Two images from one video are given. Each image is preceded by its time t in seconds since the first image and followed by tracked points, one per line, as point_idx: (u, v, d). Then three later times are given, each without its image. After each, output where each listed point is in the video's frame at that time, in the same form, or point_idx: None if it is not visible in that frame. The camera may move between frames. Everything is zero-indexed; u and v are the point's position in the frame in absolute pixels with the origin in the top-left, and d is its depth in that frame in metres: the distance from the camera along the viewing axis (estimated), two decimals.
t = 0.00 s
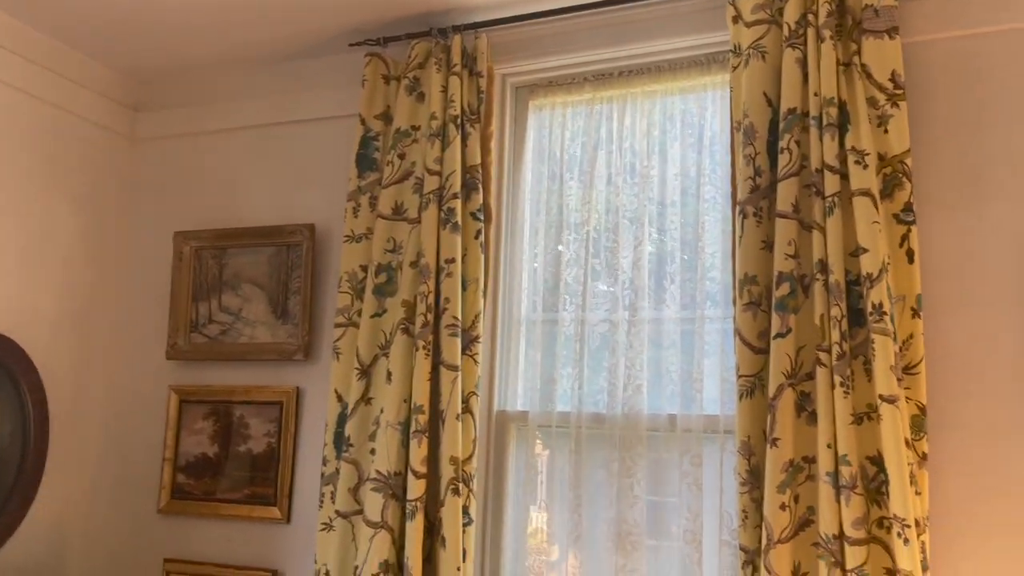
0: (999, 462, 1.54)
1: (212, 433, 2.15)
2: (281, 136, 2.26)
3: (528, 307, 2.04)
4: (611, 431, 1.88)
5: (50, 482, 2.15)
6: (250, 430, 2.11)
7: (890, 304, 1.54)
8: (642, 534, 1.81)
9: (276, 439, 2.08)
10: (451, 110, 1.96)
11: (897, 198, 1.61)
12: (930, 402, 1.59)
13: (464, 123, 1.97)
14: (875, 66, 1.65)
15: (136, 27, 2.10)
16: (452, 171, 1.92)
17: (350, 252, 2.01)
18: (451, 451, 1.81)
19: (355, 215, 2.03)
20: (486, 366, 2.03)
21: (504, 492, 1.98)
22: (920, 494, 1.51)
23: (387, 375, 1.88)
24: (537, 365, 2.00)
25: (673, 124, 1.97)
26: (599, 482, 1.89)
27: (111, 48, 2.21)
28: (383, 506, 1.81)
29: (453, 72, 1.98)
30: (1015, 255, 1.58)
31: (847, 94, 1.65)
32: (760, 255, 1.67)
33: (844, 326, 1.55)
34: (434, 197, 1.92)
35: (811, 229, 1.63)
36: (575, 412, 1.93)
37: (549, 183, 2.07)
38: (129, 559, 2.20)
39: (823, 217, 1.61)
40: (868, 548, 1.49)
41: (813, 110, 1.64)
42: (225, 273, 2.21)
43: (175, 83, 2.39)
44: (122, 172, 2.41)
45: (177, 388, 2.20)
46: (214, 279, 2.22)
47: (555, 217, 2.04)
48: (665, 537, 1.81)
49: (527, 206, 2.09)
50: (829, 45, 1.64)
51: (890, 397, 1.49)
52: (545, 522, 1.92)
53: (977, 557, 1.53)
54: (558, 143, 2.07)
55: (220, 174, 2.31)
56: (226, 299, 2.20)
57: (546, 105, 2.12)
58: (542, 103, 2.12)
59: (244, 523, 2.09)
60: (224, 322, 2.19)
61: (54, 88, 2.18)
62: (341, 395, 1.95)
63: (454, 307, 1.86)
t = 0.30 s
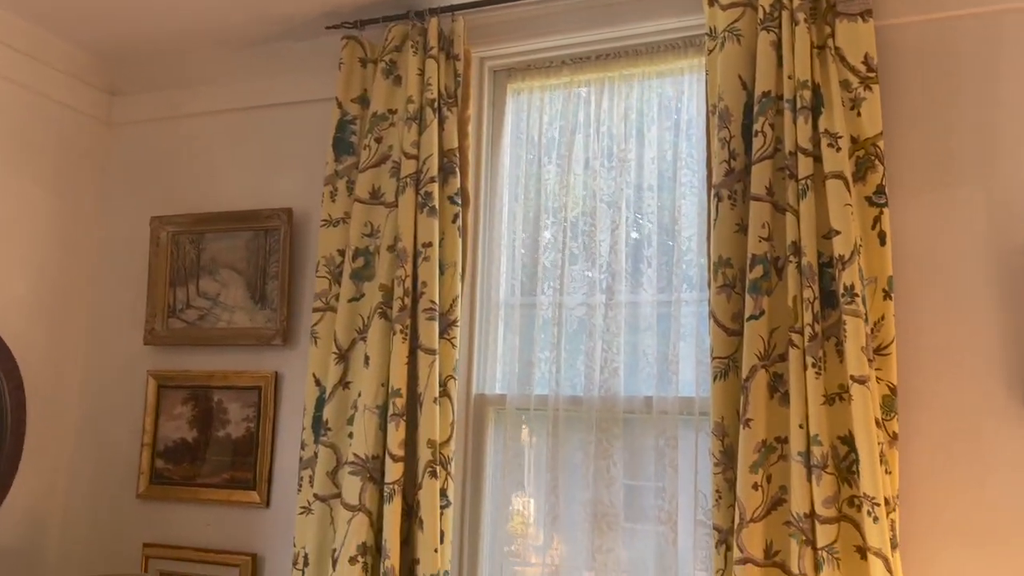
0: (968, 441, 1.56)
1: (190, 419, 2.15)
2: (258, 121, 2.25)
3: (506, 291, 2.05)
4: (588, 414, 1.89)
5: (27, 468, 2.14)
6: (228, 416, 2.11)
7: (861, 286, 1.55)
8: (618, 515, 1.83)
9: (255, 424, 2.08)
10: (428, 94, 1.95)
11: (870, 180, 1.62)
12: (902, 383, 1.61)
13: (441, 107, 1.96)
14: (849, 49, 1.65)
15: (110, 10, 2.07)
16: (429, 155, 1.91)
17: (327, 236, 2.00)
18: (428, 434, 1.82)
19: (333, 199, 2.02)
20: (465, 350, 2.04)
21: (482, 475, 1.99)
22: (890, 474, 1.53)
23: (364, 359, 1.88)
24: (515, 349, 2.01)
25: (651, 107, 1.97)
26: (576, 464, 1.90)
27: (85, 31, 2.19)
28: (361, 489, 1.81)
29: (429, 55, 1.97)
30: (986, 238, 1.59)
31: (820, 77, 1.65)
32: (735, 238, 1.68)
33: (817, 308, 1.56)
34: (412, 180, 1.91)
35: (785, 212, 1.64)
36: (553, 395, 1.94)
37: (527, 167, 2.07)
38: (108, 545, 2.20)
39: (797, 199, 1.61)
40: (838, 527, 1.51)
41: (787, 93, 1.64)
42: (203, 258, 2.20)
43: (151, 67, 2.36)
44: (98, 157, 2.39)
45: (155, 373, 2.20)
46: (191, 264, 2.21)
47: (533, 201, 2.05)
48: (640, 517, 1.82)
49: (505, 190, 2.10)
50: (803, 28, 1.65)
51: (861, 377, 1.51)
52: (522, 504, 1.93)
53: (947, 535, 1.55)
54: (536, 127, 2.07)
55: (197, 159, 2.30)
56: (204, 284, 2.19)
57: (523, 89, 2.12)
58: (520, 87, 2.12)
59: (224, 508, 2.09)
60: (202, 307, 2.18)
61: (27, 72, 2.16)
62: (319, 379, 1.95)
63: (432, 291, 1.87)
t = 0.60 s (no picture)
0: (936, 418, 1.58)
1: (170, 401, 2.16)
2: (234, 103, 2.24)
3: (483, 273, 2.06)
4: (563, 394, 1.91)
5: (7, 452, 2.15)
6: (207, 398, 2.12)
7: (830, 265, 1.57)
8: (593, 492, 1.85)
9: (234, 406, 2.09)
10: (403, 75, 1.95)
11: (839, 160, 1.63)
12: (870, 361, 1.63)
13: (416, 89, 1.96)
14: (819, 29, 1.66)
15: None
16: (404, 136, 1.91)
17: (304, 218, 2.01)
18: (405, 415, 1.83)
19: (309, 181, 2.02)
20: (442, 331, 2.06)
21: (460, 455, 2.02)
22: (857, 450, 1.55)
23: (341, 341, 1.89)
24: (491, 331, 2.02)
25: (625, 89, 1.98)
26: (551, 443, 1.92)
27: (59, 13, 2.17)
28: (338, 470, 1.83)
29: (404, 37, 1.97)
30: (954, 217, 1.61)
31: (791, 58, 1.66)
32: (706, 218, 1.69)
33: (786, 287, 1.58)
34: (387, 162, 1.91)
35: (755, 192, 1.65)
36: (528, 376, 1.95)
37: (503, 149, 2.08)
38: (89, 527, 2.21)
39: (767, 179, 1.62)
40: (805, 502, 1.53)
41: (758, 74, 1.65)
42: (180, 241, 2.20)
43: (127, 49, 2.35)
44: (76, 140, 2.38)
45: (133, 356, 2.20)
46: (169, 248, 2.21)
47: (509, 183, 2.05)
48: (614, 494, 1.84)
49: (482, 173, 2.11)
50: (774, 8, 1.65)
51: (828, 356, 1.52)
52: (499, 483, 1.95)
53: (914, 510, 1.57)
54: (513, 109, 2.08)
55: (175, 142, 2.30)
56: (182, 267, 2.19)
57: (500, 71, 2.12)
58: (496, 69, 2.13)
59: (204, 489, 2.10)
60: (180, 290, 2.19)
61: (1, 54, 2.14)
62: (296, 361, 1.95)
63: (407, 273, 1.87)
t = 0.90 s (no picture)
0: (908, 388, 1.60)
1: (157, 378, 2.18)
2: (217, 82, 2.25)
3: (466, 249, 2.08)
4: (545, 368, 1.93)
5: None
6: (194, 375, 2.14)
7: (803, 239, 1.59)
8: (573, 463, 1.88)
9: (221, 383, 2.11)
10: (383, 53, 1.95)
11: (814, 134, 1.64)
12: (844, 334, 1.65)
13: (397, 66, 1.97)
14: (795, 4, 1.67)
15: None
16: (385, 114, 1.92)
17: (286, 196, 2.02)
18: (387, 390, 1.85)
19: (291, 159, 2.03)
20: (425, 307, 2.08)
21: (444, 429, 2.05)
22: (829, 420, 1.58)
23: (324, 317, 1.91)
24: (474, 307, 2.05)
25: (606, 65, 1.98)
26: (534, 417, 1.95)
27: None
28: (322, 444, 1.85)
29: (384, 14, 1.97)
30: (927, 190, 1.62)
31: (767, 33, 1.67)
32: (683, 193, 1.71)
33: (760, 260, 1.60)
34: (368, 139, 1.92)
35: (731, 167, 1.67)
36: (510, 351, 1.98)
37: (485, 126, 2.09)
38: (80, 503, 2.24)
39: (742, 154, 1.64)
40: (779, 471, 1.56)
41: (734, 49, 1.66)
42: (166, 220, 2.22)
43: (110, 28, 2.35)
44: (60, 120, 2.39)
45: (121, 335, 2.22)
46: (154, 227, 2.23)
47: (491, 160, 2.07)
48: (595, 466, 1.87)
49: (465, 150, 2.12)
50: None
51: (801, 327, 1.54)
52: (482, 456, 1.98)
53: (886, 479, 1.60)
54: (494, 86, 2.09)
55: (159, 121, 2.30)
56: (168, 246, 2.21)
57: (481, 48, 2.13)
58: (478, 47, 2.13)
59: (192, 465, 2.13)
60: (166, 269, 2.20)
61: None
62: (281, 338, 1.98)
63: (389, 250, 1.89)
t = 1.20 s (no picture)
0: (886, 356, 1.62)
1: (149, 354, 2.21)
2: (204, 59, 2.25)
3: (452, 224, 2.10)
4: (530, 340, 1.96)
5: None
6: (185, 350, 2.17)
7: (782, 210, 1.60)
8: (558, 433, 1.91)
9: (211, 358, 2.14)
10: (367, 28, 1.96)
11: (793, 106, 1.66)
12: (822, 304, 1.68)
13: (381, 41, 1.98)
14: None
15: None
16: (369, 89, 1.93)
17: (273, 172, 2.03)
18: (375, 362, 1.88)
19: (278, 136, 2.05)
20: (412, 282, 2.11)
21: (432, 401, 2.08)
22: (806, 388, 1.60)
23: (312, 292, 1.94)
24: (461, 281, 2.07)
25: (589, 39, 1.99)
26: (520, 388, 1.98)
27: None
28: (311, 416, 1.88)
29: None
30: (905, 162, 1.64)
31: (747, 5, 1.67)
32: (664, 166, 1.72)
33: (739, 232, 1.62)
34: (353, 115, 1.93)
35: (711, 139, 1.68)
36: (496, 324, 2.00)
37: (470, 101, 2.10)
38: (74, 477, 2.27)
39: (722, 126, 1.66)
40: (757, 438, 1.59)
41: (714, 21, 1.67)
42: (154, 197, 2.23)
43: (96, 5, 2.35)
44: (48, 98, 2.39)
45: (113, 311, 2.24)
46: (143, 204, 2.24)
47: (477, 135, 2.08)
48: (579, 435, 1.90)
49: (450, 125, 2.13)
50: None
51: (778, 298, 1.56)
52: (469, 428, 2.01)
53: (863, 445, 1.62)
54: (479, 60, 2.09)
55: (146, 98, 2.31)
56: (157, 223, 2.22)
57: (466, 22, 2.13)
58: (462, 21, 2.13)
59: (184, 439, 2.16)
60: (156, 246, 2.22)
61: None
62: (269, 313, 2.00)
63: (375, 224, 1.91)
